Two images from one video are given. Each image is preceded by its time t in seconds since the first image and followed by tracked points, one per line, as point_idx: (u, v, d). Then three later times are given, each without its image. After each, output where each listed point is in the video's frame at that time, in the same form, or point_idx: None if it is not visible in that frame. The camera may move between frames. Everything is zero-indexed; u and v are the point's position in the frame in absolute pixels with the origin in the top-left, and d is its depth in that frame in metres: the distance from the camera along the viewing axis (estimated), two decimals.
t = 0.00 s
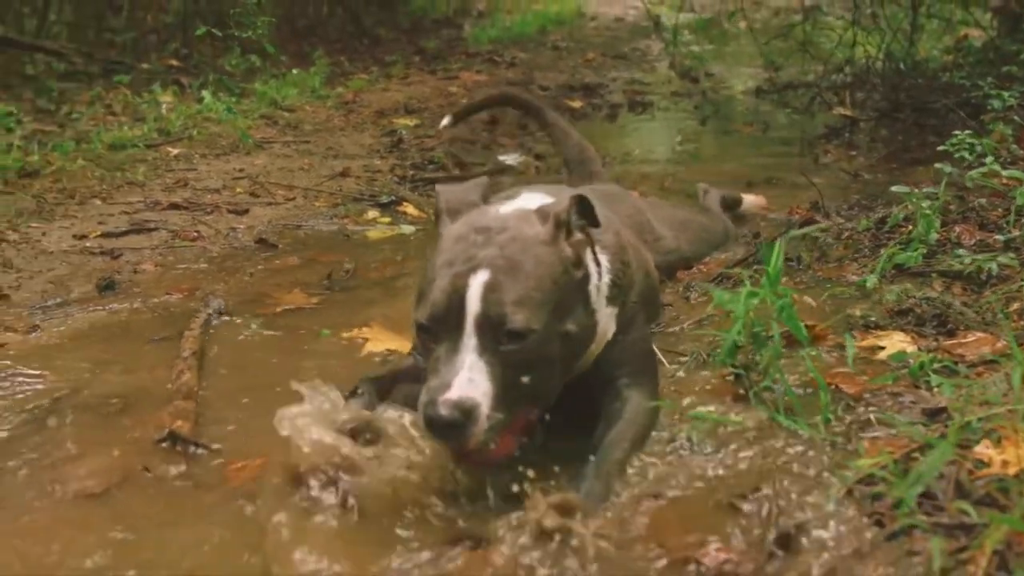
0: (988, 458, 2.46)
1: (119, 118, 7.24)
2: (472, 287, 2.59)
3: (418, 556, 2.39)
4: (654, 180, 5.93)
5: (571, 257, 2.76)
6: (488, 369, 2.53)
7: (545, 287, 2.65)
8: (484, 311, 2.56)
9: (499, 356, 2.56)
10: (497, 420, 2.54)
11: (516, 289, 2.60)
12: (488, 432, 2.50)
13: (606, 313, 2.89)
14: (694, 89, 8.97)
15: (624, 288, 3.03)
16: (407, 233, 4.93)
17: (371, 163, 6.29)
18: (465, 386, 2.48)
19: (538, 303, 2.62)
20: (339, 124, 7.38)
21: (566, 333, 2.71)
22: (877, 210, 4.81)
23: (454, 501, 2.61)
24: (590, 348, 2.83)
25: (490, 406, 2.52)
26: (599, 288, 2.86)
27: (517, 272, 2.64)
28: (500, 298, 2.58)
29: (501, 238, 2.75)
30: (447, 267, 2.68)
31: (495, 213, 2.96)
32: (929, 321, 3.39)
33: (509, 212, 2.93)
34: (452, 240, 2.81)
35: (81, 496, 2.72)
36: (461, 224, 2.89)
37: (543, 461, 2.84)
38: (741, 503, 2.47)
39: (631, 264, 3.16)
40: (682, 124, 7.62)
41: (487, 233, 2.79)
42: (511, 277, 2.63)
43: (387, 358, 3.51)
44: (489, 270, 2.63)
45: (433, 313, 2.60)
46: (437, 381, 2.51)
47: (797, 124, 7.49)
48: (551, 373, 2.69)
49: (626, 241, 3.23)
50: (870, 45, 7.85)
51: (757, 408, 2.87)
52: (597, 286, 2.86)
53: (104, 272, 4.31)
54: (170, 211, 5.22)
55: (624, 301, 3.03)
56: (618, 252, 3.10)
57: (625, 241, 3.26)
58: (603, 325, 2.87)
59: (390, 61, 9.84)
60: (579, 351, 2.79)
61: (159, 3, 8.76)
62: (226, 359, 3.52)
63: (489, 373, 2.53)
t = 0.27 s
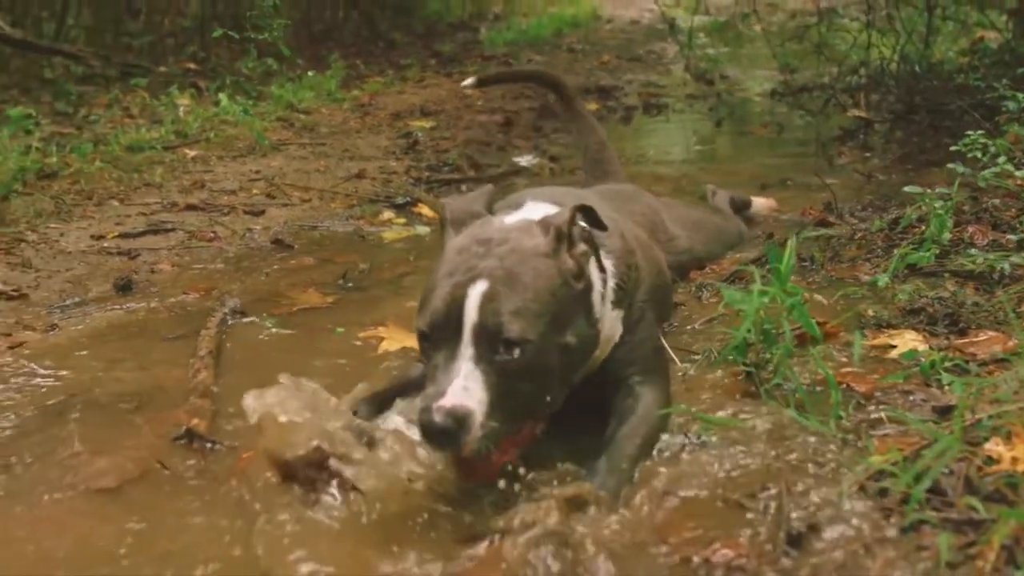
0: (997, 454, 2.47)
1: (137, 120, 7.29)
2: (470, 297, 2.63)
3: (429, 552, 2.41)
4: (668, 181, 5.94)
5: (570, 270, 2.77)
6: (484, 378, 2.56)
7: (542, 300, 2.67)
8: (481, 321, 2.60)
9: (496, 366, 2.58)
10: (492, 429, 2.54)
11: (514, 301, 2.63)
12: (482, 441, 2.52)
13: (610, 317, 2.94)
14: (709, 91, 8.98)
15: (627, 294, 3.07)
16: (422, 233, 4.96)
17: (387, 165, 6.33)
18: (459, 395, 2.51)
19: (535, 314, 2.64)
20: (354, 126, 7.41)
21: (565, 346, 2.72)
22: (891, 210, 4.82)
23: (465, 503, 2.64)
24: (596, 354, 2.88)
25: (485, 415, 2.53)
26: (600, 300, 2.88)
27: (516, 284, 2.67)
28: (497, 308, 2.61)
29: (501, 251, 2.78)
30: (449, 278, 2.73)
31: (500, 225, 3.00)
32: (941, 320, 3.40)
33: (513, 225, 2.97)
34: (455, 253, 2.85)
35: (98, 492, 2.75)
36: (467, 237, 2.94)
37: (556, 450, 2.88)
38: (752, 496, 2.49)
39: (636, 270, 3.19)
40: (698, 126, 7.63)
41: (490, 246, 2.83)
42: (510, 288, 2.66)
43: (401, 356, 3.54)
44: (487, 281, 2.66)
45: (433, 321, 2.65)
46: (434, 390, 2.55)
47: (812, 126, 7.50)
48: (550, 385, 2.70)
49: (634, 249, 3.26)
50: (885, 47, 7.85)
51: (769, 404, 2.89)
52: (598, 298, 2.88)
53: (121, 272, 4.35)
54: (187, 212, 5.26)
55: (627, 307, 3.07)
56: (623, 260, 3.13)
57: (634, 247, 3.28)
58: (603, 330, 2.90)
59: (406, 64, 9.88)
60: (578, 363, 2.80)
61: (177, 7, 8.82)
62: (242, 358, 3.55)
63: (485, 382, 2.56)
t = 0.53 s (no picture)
0: (1009, 451, 2.49)
1: (159, 123, 7.35)
2: (468, 304, 2.64)
3: (445, 541, 2.43)
4: (686, 183, 5.96)
5: (571, 283, 2.73)
6: (477, 385, 2.56)
7: (540, 310, 2.65)
8: (477, 327, 2.60)
9: (489, 373, 2.57)
10: (482, 433, 2.53)
11: (510, 310, 2.63)
12: (472, 447, 2.51)
13: (617, 324, 2.94)
14: (727, 94, 9.00)
15: (633, 302, 3.06)
16: (440, 234, 4.99)
17: (406, 167, 6.36)
18: (450, 400, 2.51)
19: (532, 324, 2.62)
20: (374, 129, 7.45)
21: (564, 359, 2.68)
22: (908, 212, 4.83)
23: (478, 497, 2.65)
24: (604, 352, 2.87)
25: (476, 421, 2.53)
26: (603, 312, 2.85)
27: (514, 294, 2.66)
28: (493, 316, 2.61)
29: (504, 260, 2.78)
30: (452, 285, 2.74)
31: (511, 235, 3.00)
32: (956, 319, 3.42)
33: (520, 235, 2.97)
34: (462, 261, 2.86)
35: (118, 486, 2.78)
36: (477, 246, 2.95)
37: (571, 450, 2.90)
38: (765, 490, 2.50)
39: (644, 275, 3.17)
40: (717, 129, 7.65)
41: (495, 256, 2.84)
42: (508, 298, 2.65)
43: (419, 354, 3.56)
44: (487, 289, 2.67)
45: (433, 326, 2.66)
46: (428, 394, 2.56)
47: (831, 128, 7.50)
48: (548, 397, 2.67)
49: (645, 257, 3.23)
50: (904, 50, 7.85)
51: (784, 402, 2.92)
52: (601, 311, 2.85)
53: (143, 272, 4.40)
54: (208, 213, 5.30)
55: (634, 314, 3.06)
56: (630, 267, 3.12)
57: (645, 255, 3.27)
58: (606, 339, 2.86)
59: (426, 68, 9.92)
60: (581, 376, 2.76)
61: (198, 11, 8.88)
62: (261, 356, 3.58)
63: (478, 388, 2.56)
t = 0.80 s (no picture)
0: (1019, 448, 2.50)
1: (178, 123, 7.40)
2: (467, 305, 2.66)
3: (460, 532, 2.46)
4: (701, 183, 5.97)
5: (573, 293, 2.73)
6: (469, 385, 2.59)
7: (538, 317, 2.66)
8: (473, 328, 2.62)
9: (482, 375, 2.59)
10: (470, 432, 2.56)
11: (508, 315, 2.64)
12: (459, 445, 2.54)
13: (623, 327, 2.98)
14: (744, 96, 9.00)
15: (635, 304, 3.07)
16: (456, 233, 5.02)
17: (423, 167, 6.40)
18: (440, 399, 2.55)
19: (529, 330, 2.63)
20: (391, 129, 7.49)
21: (561, 367, 2.69)
22: (922, 212, 4.83)
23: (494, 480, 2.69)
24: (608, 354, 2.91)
25: (466, 421, 2.56)
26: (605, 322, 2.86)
27: (513, 300, 2.67)
28: (490, 319, 2.63)
29: (507, 266, 2.79)
30: (455, 286, 2.76)
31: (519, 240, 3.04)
32: (968, 318, 3.43)
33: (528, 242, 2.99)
34: (469, 262, 2.89)
35: (138, 478, 2.82)
36: (487, 248, 2.97)
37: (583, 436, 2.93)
38: (775, 484, 2.52)
39: (650, 276, 3.18)
40: (733, 130, 7.66)
41: (501, 259, 2.86)
42: (507, 302, 2.66)
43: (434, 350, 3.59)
44: (487, 293, 2.68)
45: (432, 326, 2.69)
46: (421, 391, 2.60)
47: (848, 130, 7.51)
48: (543, 402, 2.69)
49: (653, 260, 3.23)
50: (922, 52, 7.85)
51: (796, 401, 2.94)
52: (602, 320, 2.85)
53: (161, 269, 4.44)
54: (226, 211, 5.35)
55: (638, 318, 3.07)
56: (636, 270, 3.13)
57: (654, 257, 3.28)
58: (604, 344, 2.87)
59: (443, 69, 9.96)
60: (579, 383, 2.77)
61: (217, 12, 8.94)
62: (278, 352, 3.61)
63: (470, 388, 2.58)
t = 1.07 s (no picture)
0: None
1: (198, 122, 7.46)
2: (464, 303, 2.71)
3: (473, 519, 2.50)
4: (717, 182, 5.99)
5: (571, 305, 2.76)
6: (457, 379, 2.63)
7: (531, 321, 2.69)
8: (466, 324, 2.67)
9: (470, 370, 2.63)
10: (453, 425, 2.59)
11: (502, 316, 2.68)
12: (440, 436, 2.58)
13: (625, 329, 3.02)
14: (762, 96, 9.01)
15: (636, 307, 3.10)
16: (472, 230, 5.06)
17: (441, 165, 6.44)
18: (427, 391, 2.59)
19: (521, 332, 2.67)
20: (409, 128, 7.53)
21: (549, 372, 2.72)
22: (937, 211, 4.85)
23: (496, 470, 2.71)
24: (611, 358, 2.96)
25: (451, 414, 2.59)
26: (602, 331, 2.89)
27: (508, 302, 2.71)
28: (484, 317, 2.67)
29: (509, 271, 2.83)
30: (456, 285, 2.81)
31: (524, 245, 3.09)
32: (980, 316, 3.45)
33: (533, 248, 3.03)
34: (473, 264, 2.93)
35: (155, 468, 2.86)
36: (495, 251, 3.02)
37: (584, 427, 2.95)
38: (784, 475, 2.55)
39: (653, 275, 3.22)
40: (750, 130, 7.67)
41: (504, 263, 2.91)
42: (503, 304, 2.71)
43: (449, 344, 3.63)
44: (484, 293, 2.73)
45: (428, 322, 2.74)
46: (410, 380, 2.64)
47: (865, 130, 7.51)
48: (530, 405, 2.72)
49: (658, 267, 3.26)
50: (939, 52, 7.85)
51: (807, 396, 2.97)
52: (598, 329, 2.89)
53: (181, 264, 4.49)
54: (244, 208, 5.40)
55: (640, 321, 3.10)
56: (639, 272, 3.17)
57: (658, 258, 3.30)
58: (601, 350, 2.91)
59: (462, 69, 9.99)
60: (569, 389, 2.80)
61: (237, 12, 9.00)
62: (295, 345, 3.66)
63: (457, 382, 2.62)
